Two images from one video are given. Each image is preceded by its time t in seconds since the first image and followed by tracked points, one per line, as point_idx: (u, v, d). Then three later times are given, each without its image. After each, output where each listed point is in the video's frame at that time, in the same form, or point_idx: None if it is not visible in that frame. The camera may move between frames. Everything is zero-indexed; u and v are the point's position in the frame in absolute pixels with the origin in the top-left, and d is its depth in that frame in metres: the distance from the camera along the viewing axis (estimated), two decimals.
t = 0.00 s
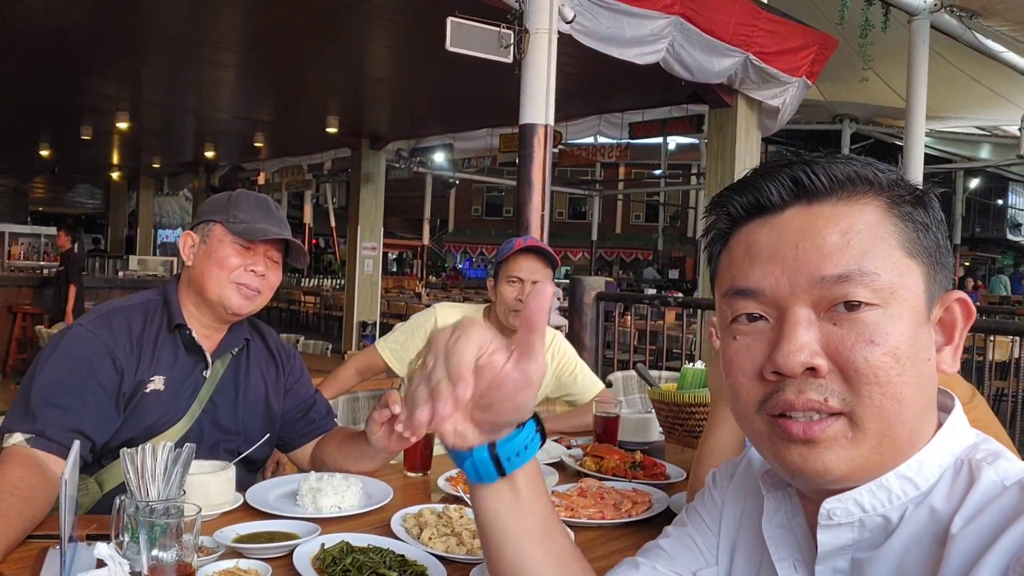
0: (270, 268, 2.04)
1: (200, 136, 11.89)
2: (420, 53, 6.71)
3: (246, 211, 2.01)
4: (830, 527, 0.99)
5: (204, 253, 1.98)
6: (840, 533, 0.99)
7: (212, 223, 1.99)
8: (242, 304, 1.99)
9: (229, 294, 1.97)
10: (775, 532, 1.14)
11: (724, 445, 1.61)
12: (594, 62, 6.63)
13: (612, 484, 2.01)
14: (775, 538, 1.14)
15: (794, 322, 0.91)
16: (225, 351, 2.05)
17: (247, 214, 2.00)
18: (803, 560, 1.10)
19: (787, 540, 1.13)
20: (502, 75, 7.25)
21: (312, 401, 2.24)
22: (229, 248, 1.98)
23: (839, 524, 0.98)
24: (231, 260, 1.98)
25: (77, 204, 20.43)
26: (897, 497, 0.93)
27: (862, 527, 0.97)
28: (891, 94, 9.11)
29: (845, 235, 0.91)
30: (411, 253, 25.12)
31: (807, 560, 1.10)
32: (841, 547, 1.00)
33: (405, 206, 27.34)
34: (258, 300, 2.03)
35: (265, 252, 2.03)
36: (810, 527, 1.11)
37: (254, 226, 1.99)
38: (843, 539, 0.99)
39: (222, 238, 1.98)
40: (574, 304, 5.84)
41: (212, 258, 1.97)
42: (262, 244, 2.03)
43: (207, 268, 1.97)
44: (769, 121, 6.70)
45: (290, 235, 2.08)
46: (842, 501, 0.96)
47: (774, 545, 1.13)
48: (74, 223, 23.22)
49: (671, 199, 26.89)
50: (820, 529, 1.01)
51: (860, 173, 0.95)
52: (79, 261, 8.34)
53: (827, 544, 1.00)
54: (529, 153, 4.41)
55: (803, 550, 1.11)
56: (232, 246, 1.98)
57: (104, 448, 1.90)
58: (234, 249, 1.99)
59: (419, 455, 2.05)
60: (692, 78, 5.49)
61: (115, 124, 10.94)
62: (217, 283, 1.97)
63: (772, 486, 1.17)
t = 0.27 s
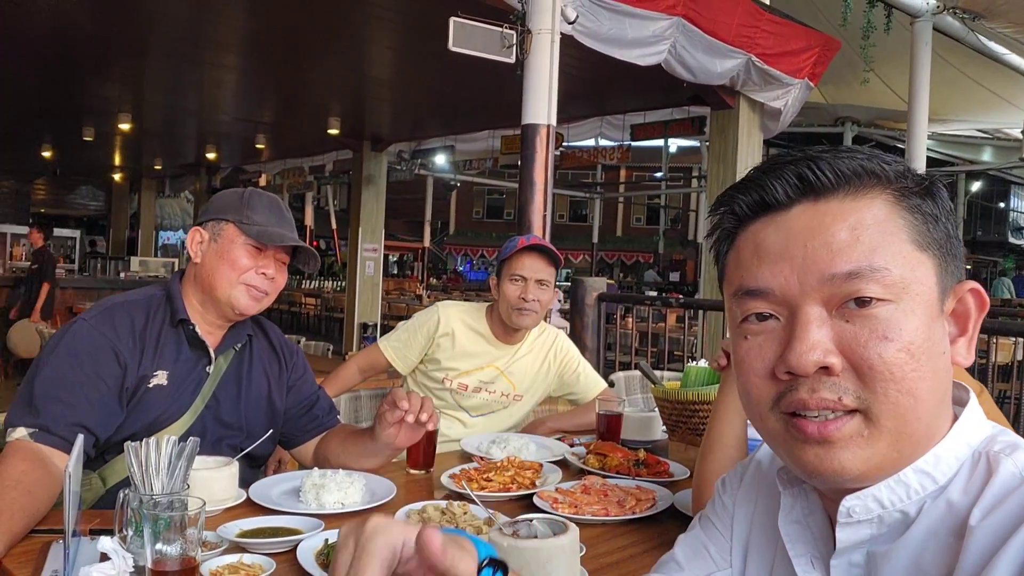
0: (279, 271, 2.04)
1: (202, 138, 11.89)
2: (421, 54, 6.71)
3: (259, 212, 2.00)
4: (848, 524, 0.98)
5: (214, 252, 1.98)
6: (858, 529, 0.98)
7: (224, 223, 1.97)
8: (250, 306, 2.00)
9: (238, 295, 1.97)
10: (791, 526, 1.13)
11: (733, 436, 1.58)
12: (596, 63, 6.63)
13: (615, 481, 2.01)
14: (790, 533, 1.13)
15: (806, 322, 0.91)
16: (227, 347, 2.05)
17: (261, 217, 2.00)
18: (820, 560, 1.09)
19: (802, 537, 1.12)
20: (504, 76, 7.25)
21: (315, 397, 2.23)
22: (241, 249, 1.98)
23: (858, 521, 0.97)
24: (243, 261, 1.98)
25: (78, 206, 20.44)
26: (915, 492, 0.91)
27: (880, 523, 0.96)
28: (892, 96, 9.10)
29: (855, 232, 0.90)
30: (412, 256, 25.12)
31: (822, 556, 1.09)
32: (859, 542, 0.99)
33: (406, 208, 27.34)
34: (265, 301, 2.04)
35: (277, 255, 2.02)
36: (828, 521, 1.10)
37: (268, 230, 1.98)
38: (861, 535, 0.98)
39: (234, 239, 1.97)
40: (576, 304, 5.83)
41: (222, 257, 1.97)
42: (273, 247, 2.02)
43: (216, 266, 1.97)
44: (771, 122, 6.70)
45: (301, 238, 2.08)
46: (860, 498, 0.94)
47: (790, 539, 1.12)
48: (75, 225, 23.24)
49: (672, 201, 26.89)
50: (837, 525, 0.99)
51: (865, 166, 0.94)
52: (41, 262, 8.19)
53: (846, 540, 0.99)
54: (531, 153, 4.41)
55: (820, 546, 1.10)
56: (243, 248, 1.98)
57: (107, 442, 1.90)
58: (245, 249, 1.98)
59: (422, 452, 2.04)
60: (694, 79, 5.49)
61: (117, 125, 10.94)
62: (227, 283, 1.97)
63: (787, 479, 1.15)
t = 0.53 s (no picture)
0: (280, 274, 2.03)
1: (198, 139, 11.87)
2: (418, 55, 6.70)
3: (261, 216, 1.98)
4: (852, 513, 0.95)
5: (215, 254, 1.96)
6: (862, 520, 0.95)
7: (226, 226, 1.96)
8: (250, 309, 2.00)
9: (239, 300, 1.97)
10: (795, 526, 1.11)
11: (736, 439, 1.58)
12: (594, 65, 6.63)
13: (615, 484, 2.00)
14: (795, 531, 1.11)
15: (804, 311, 0.92)
16: (227, 348, 2.04)
17: (263, 221, 1.98)
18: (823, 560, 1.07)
19: (812, 538, 1.10)
20: (501, 78, 7.25)
21: (315, 398, 2.23)
22: (242, 253, 1.96)
23: (862, 512, 0.94)
24: (243, 265, 1.96)
25: (74, 207, 20.39)
26: (924, 487, 0.89)
27: (885, 516, 0.93)
28: (888, 98, 9.12)
29: (855, 222, 0.90)
30: (408, 257, 25.11)
31: (826, 555, 1.07)
32: (862, 536, 0.96)
33: (402, 209, 27.33)
34: (265, 304, 2.03)
35: (278, 259, 2.01)
36: (833, 521, 1.09)
37: (270, 235, 1.97)
38: (863, 528, 0.96)
39: (235, 243, 1.96)
40: (573, 306, 5.83)
41: (223, 261, 1.96)
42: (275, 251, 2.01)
43: (217, 269, 1.96)
44: (767, 124, 6.72)
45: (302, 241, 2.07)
46: (866, 488, 0.92)
47: (794, 537, 1.11)
48: (70, 226, 23.19)
49: (668, 203, 26.93)
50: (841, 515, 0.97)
51: (873, 161, 0.94)
52: (11, 259, 7.91)
53: (848, 532, 0.97)
54: (528, 155, 4.40)
55: (825, 546, 1.08)
56: (245, 251, 1.96)
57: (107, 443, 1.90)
58: (247, 253, 1.97)
59: (422, 454, 2.03)
60: (691, 81, 5.50)
61: (112, 126, 10.91)
62: (228, 287, 1.96)
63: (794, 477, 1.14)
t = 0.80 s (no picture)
0: (283, 274, 2.03)
1: (191, 139, 11.82)
2: (413, 55, 6.69)
3: (264, 216, 1.98)
4: (851, 509, 0.94)
5: (217, 253, 1.96)
6: (862, 517, 0.94)
7: (229, 226, 1.95)
8: (253, 309, 2.00)
9: (242, 300, 1.97)
10: (790, 532, 1.08)
11: (739, 435, 1.58)
12: (589, 65, 6.64)
13: (617, 481, 2.00)
14: (789, 538, 1.07)
15: (796, 290, 0.93)
16: (227, 346, 2.04)
17: (266, 221, 1.98)
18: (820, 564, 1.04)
19: (809, 542, 1.06)
20: (496, 78, 7.26)
21: (315, 397, 2.23)
22: (246, 252, 1.96)
23: (862, 507, 0.93)
24: (247, 265, 1.96)
25: (66, 207, 20.29)
26: (924, 483, 0.88)
27: (885, 512, 0.92)
28: (881, 99, 9.15)
29: (854, 207, 0.90)
30: (402, 257, 25.08)
31: (824, 561, 1.04)
32: (864, 533, 0.95)
33: (395, 210, 27.29)
34: (268, 304, 2.04)
35: (281, 259, 2.01)
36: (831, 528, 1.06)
37: (273, 235, 1.97)
38: (864, 525, 0.94)
39: (238, 243, 1.95)
40: (569, 306, 5.82)
41: (226, 260, 1.95)
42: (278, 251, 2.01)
43: (220, 268, 1.95)
44: (761, 125, 6.74)
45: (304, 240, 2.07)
46: (864, 483, 0.92)
47: (787, 545, 1.07)
48: (63, 226, 23.09)
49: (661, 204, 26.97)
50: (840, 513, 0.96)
51: (887, 151, 0.92)
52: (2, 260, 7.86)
53: (848, 529, 0.95)
54: (525, 155, 4.40)
55: (820, 553, 1.05)
56: (248, 251, 1.96)
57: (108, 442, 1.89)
58: (249, 253, 1.96)
59: (423, 452, 2.03)
60: (685, 81, 5.51)
61: (105, 126, 10.86)
62: (230, 287, 1.96)
63: (788, 487, 1.10)
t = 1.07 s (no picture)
0: (285, 277, 2.02)
1: (184, 138, 11.75)
2: (407, 54, 6.66)
3: (268, 219, 1.95)
4: (877, 511, 0.91)
5: (220, 256, 1.93)
6: (888, 519, 0.91)
7: (232, 229, 1.92)
8: (256, 313, 1.98)
9: (246, 304, 1.95)
10: (819, 535, 1.06)
11: (755, 438, 1.56)
12: (585, 64, 6.62)
13: (621, 484, 1.98)
14: (819, 541, 1.06)
15: (799, 294, 0.94)
16: (227, 349, 2.02)
17: (270, 225, 1.95)
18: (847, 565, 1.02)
19: (837, 542, 1.05)
20: (491, 77, 7.23)
21: (316, 400, 2.21)
22: (249, 256, 1.93)
23: (888, 511, 0.90)
24: (250, 268, 1.94)
25: (57, 207, 20.18)
26: (953, 489, 0.85)
27: (913, 518, 0.89)
28: (874, 98, 9.16)
29: (857, 211, 0.88)
30: (394, 257, 25.03)
31: (854, 564, 1.02)
32: (892, 537, 0.91)
33: (388, 209, 27.23)
34: (270, 307, 2.02)
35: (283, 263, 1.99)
36: (860, 531, 1.04)
37: (277, 239, 1.94)
38: (891, 529, 0.91)
39: (241, 246, 1.92)
40: (565, 306, 5.80)
41: (229, 263, 1.92)
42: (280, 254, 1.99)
43: (223, 271, 1.93)
44: (755, 124, 6.74)
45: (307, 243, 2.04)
46: (891, 486, 0.89)
47: (818, 548, 1.05)
48: (53, 227, 22.95)
49: (653, 203, 26.97)
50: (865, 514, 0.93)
51: (895, 154, 0.89)
52: None
53: (875, 534, 0.92)
54: (521, 154, 4.38)
55: (848, 556, 1.03)
56: (251, 254, 1.93)
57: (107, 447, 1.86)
58: (253, 256, 1.94)
59: (425, 456, 2.01)
60: (680, 80, 5.50)
61: (97, 125, 10.79)
62: (233, 291, 1.93)
63: (819, 488, 1.08)
